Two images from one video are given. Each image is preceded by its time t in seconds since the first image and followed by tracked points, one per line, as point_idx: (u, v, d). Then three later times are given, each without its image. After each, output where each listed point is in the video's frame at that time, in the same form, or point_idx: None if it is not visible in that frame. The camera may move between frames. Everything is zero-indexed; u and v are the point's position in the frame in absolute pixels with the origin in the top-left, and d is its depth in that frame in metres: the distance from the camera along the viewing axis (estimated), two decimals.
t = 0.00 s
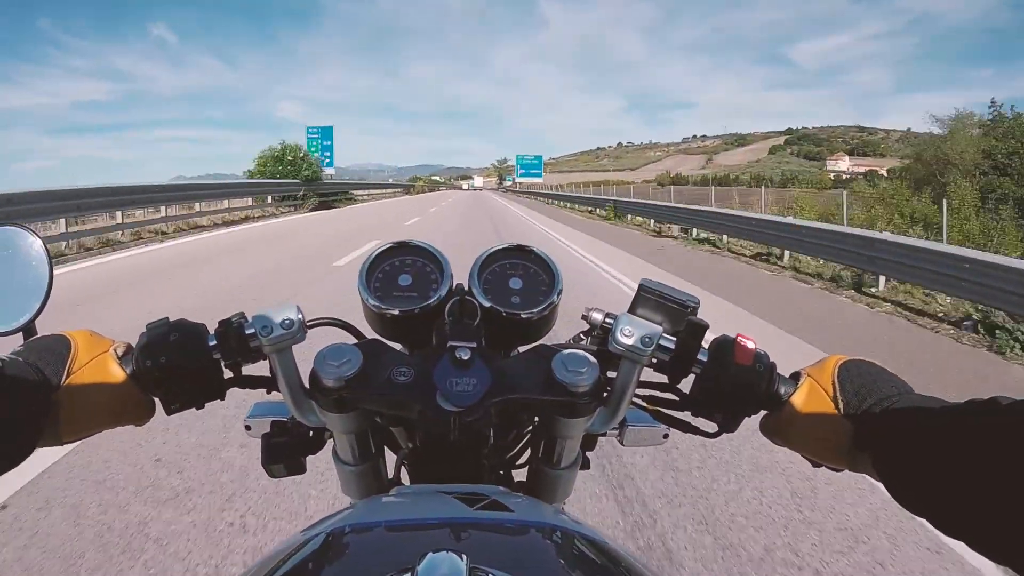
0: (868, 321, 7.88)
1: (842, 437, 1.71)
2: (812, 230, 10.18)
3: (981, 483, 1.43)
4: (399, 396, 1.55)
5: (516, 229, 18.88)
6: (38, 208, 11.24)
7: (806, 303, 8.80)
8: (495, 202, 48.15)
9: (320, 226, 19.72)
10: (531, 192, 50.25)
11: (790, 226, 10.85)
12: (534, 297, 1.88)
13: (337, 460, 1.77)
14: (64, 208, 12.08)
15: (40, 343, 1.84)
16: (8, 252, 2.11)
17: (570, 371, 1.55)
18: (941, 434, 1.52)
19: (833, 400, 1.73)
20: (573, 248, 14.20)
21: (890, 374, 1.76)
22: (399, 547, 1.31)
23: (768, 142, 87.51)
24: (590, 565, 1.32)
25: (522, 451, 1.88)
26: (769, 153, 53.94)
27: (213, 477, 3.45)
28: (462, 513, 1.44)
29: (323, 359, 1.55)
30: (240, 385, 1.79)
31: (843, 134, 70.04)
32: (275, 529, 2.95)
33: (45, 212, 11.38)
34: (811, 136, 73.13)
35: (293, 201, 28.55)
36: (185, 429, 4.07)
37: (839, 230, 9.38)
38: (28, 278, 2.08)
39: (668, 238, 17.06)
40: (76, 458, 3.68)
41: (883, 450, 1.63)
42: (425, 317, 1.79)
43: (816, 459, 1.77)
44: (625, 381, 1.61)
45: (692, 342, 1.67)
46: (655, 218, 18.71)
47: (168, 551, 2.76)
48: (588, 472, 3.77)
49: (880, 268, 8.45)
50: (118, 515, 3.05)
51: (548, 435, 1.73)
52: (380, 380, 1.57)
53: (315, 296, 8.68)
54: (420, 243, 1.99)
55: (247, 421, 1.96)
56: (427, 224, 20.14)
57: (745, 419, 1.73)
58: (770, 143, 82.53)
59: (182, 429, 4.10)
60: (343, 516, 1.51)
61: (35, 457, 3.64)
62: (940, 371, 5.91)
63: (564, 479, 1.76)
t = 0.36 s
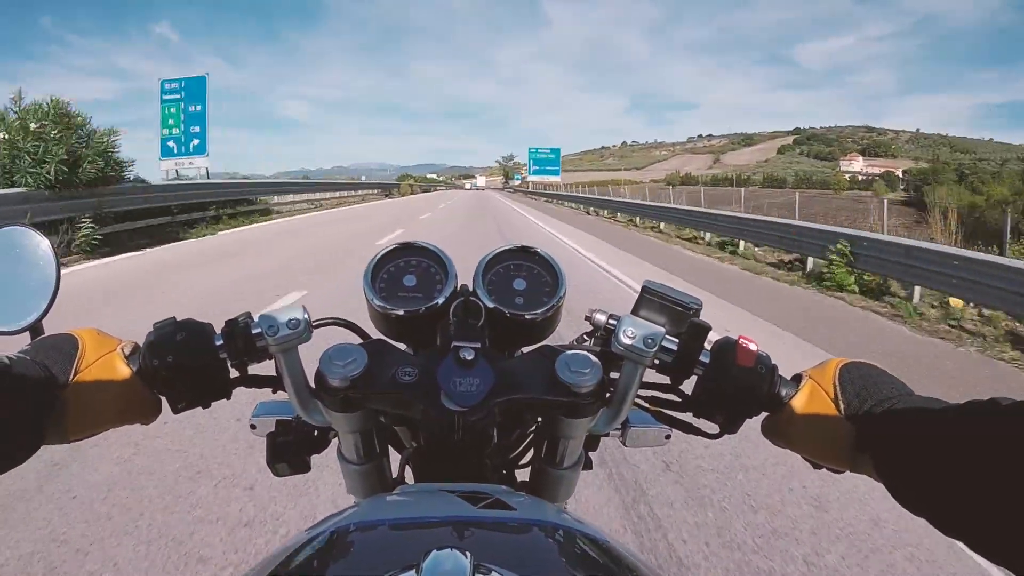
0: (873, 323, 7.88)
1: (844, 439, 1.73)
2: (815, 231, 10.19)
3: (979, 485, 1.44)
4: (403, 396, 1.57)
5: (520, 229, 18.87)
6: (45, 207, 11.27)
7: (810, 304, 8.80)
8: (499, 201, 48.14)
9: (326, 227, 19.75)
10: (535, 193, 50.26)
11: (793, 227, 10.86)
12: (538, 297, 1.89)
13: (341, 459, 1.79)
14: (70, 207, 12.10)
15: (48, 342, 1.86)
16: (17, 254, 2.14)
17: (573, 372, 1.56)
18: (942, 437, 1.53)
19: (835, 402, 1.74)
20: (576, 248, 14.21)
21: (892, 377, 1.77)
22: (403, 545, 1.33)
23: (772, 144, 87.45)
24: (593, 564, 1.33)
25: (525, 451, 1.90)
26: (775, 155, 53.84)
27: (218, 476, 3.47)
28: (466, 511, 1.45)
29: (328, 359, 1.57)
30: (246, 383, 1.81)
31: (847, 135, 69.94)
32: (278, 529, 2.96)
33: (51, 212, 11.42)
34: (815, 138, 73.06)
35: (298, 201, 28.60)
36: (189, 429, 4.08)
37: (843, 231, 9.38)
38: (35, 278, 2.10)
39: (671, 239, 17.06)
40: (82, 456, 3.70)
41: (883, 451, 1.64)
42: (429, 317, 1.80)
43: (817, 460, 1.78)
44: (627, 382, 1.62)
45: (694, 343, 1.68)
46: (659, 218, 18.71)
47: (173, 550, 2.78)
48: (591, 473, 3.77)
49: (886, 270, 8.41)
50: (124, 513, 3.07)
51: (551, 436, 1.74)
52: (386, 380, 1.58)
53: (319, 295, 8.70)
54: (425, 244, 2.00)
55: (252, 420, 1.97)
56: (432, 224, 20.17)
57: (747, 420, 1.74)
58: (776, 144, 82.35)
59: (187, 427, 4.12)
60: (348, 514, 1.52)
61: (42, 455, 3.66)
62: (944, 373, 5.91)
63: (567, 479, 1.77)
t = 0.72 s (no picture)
0: (873, 323, 7.89)
1: (848, 436, 1.72)
2: (815, 232, 10.19)
3: (982, 482, 1.43)
4: (407, 391, 1.56)
5: (523, 227, 18.86)
6: (47, 204, 11.28)
7: (811, 304, 8.80)
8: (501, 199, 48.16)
9: (329, 224, 19.73)
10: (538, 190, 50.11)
11: (794, 227, 10.86)
12: (542, 293, 1.88)
13: (344, 456, 1.78)
14: (72, 204, 12.12)
15: (50, 337, 1.85)
16: (18, 249, 2.13)
17: (577, 368, 1.55)
18: (948, 433, 1.52)
19: (840, 400, 1.73)
20: (577, 246, 14.22)
21: (897, 374, 1.76)
22: (406, 540, 1.32)
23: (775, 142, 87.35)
24: (597, 560, 1.32)
25: (528, 447, 1.89)
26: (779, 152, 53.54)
27: (219, 471, 3.46)
28: (469, 507, 1.45)
29: (331, 354, 1.56)
30: (249, 378, 1.80)
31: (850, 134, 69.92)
32: (279, 527, 2.95)
33: (54, 208, 11.43)
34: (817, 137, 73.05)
35: (301, 199, 28.54)
36: (190, 425, 4.07)
37: (842, 232, 9.38)
38: (36, 274, 2.09)
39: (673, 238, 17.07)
40: (83, 451, 3.70)
41: (887, 448, 1.64)
42: (432, 313, 1.79)
43: (821, 458, 1.77)
44: (632, 378, 1.61)
45: (699, 339, 1.67)
46: (660, 218, 18.73)
47: (175, 545, 2.78)
48: (593, 470, 3.75)
49: (886, 271, 8.36)
50: (126, 509, 3.07)
51: (554, 432, 1.74)
52: (389, 375, 1.57)
53: (320, 292, 8.72)
54: (428, 240, 2.00)
55: (255, 416, 1.96)
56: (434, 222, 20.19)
57: (751, 416, 1.73)
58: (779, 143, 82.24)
59: (188, 422, 4.12)
60: (350, 509, 1.51)
61: (43, 450, 3.66)
62: (943, 372, 5.91)
63: (570, 475, 1.77)
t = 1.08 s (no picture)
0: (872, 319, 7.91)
1: (848, 428, 1.73)
2: (814, 228, 10.21)
3: (980, 472, 1.45)
4: (409, 385, 1.57)
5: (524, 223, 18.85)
6: (49, 199, 11.30)
7: (811, 300, 8.83)
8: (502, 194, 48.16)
9: (330, 219, 19.72)
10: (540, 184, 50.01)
11: (793, 225, 10.87)
12: (543, 288, 1.89)
13: (347, 450, 1.79)
14: (74, 199, 12.13)
15: (54, 334, 1.87)
16: (22, 246, 2.14)
17: (578, 362, 1.56)
18: (946, 424, 1.53)
19: (840, 392, 1.74)
20: (577, 242, 14.24)
21: (897, 366, 1.77)
22: (410, 534, 1.34)
23: (777, 137, 87.23)
24: (598, 553, 1.34)
25: (530, 442, 1.91)
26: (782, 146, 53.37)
27: (222, 466, 3.49)
28: (470, 500, 1.46)
29: (334, 349, 1.57)
30: (252, 373, 1.81)
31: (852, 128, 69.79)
32: (282, 523, 2.96)
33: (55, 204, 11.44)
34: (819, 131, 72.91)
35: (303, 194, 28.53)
36: (193, 421, 4.09)
37: (840, 229, 9.40)
38: (40, 271, 2.11)
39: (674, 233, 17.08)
40: (87, 446, 3.72)
41: (886, 439, 1.65)
42: (434, 308, 1.81)
43: (821, 449, 1.78)
44: (633, 372, 1.62)
45: (700, 332, 1.68)
46: (660, 214, 18.74)
47: (178, 540, 2.80)
48: (595, 464, 3.75)
49: (886, 269, 8.37)
50: (130, 504, 3.09)
51: (556, 426, 1.74)
52: (391, 370, 1.58)
53: (321, 288, 8.74)
54: (429, 235, 2.00)
55: (258, 411, 1.98)
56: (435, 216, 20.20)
57: (751, 409, 1.74)
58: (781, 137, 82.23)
59: (191, 417, 4.14)
60: (354, 503, 1.53)
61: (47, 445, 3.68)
62: (942, 367, 5.93)
63: (572, 469, 1.78)
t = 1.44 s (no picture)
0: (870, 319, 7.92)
1: (849, 427, 1.73)
2: (811, 229, 10.22)
3: (977, 472, 1.45)
4: (410, 386, 1.58)
5: (524, 221, 18.84)
6: (48, 196, 11.29)
7: (809, 300, 8.84)
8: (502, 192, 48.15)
9: (330, 215, 19.75)
10: (539, 180, 49.95)
11: (790, 226, 10.88)
12: (543, 289, 1.90)
13: (349, 451, 1.80)
14: (73, 196, 12.11)
15: (56, 336, 1.87)
16: (24, 248, 2.15)
17: (578, 363, 1.57)
18: (945, 424, 1.53)
19: (839, 392, 1.75)
20: (576, 241, 14.24)
21: (896, 366, 1.78)
22: (411, 534, 1.34)
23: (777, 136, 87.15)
24: (599, 553, 1.34)
25: (531, 442, 1.91)
26: (781, 145, 53.30)
27: (221, 466, 3.49)
28: (471, 500, 1.47)
29: (335, 351, 1.57)
30: (253, 375, 1.82)
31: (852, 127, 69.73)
32: (283, 522, 2.97)
33: (54, 201, 11.43)
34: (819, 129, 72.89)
35: (303, 191, 28.54)
36: (193, 420, 4.09)
37: (838, 229, 9.40)
38: (43, 273, 2.11)
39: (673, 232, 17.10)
40: (88, 446, 3.73)
41: (885, 439, 1.65)
42: (434, 310, 1.81)
43: (821, 449, 1.78)
44: (633, 373, 1.63)
45: (700, 332, 1.68)
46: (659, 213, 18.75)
47: (177, 540, 2.81)
48: (594, 463, 3.76)
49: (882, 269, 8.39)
50: (129, 504, 3.10)
51: (557, 427, 1.75)
52: (392, 371, 1.59)
53: (320, 287, 8.75)
54: (430, 237, 2.01)
55: (260, 412, 1.98)
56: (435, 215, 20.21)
57: (751, 410, 1.75)
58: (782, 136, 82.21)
59: (191, 416, 4.15)
60: (355, 503, 1.53)
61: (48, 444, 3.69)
62: (939, 368, 5.95)
63: (572, 469, 1.78)
